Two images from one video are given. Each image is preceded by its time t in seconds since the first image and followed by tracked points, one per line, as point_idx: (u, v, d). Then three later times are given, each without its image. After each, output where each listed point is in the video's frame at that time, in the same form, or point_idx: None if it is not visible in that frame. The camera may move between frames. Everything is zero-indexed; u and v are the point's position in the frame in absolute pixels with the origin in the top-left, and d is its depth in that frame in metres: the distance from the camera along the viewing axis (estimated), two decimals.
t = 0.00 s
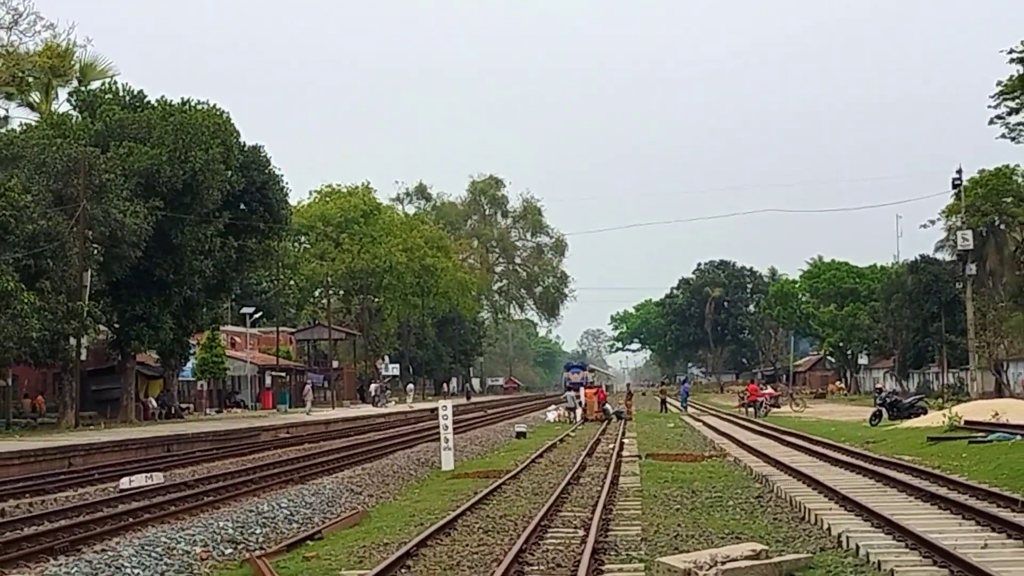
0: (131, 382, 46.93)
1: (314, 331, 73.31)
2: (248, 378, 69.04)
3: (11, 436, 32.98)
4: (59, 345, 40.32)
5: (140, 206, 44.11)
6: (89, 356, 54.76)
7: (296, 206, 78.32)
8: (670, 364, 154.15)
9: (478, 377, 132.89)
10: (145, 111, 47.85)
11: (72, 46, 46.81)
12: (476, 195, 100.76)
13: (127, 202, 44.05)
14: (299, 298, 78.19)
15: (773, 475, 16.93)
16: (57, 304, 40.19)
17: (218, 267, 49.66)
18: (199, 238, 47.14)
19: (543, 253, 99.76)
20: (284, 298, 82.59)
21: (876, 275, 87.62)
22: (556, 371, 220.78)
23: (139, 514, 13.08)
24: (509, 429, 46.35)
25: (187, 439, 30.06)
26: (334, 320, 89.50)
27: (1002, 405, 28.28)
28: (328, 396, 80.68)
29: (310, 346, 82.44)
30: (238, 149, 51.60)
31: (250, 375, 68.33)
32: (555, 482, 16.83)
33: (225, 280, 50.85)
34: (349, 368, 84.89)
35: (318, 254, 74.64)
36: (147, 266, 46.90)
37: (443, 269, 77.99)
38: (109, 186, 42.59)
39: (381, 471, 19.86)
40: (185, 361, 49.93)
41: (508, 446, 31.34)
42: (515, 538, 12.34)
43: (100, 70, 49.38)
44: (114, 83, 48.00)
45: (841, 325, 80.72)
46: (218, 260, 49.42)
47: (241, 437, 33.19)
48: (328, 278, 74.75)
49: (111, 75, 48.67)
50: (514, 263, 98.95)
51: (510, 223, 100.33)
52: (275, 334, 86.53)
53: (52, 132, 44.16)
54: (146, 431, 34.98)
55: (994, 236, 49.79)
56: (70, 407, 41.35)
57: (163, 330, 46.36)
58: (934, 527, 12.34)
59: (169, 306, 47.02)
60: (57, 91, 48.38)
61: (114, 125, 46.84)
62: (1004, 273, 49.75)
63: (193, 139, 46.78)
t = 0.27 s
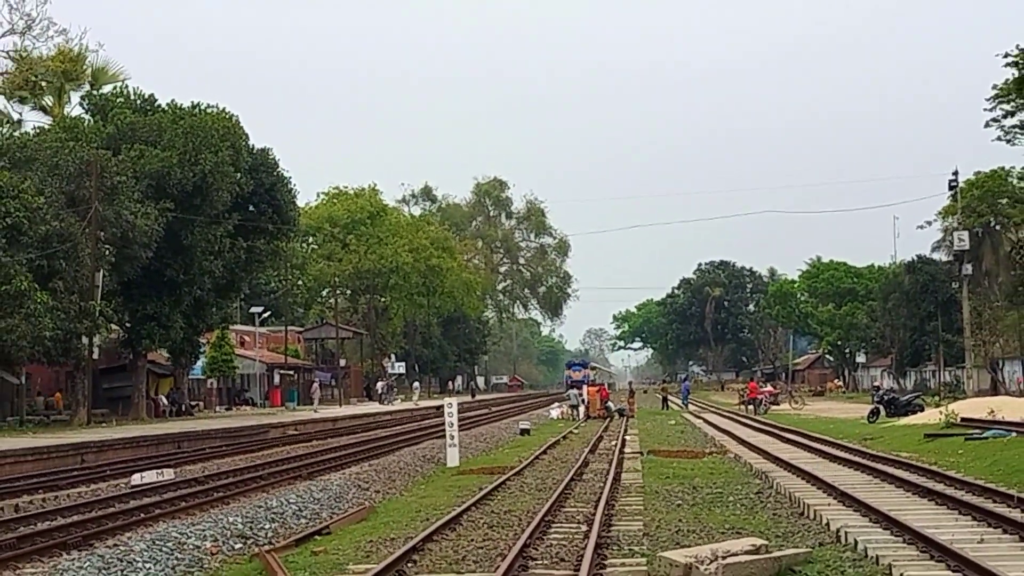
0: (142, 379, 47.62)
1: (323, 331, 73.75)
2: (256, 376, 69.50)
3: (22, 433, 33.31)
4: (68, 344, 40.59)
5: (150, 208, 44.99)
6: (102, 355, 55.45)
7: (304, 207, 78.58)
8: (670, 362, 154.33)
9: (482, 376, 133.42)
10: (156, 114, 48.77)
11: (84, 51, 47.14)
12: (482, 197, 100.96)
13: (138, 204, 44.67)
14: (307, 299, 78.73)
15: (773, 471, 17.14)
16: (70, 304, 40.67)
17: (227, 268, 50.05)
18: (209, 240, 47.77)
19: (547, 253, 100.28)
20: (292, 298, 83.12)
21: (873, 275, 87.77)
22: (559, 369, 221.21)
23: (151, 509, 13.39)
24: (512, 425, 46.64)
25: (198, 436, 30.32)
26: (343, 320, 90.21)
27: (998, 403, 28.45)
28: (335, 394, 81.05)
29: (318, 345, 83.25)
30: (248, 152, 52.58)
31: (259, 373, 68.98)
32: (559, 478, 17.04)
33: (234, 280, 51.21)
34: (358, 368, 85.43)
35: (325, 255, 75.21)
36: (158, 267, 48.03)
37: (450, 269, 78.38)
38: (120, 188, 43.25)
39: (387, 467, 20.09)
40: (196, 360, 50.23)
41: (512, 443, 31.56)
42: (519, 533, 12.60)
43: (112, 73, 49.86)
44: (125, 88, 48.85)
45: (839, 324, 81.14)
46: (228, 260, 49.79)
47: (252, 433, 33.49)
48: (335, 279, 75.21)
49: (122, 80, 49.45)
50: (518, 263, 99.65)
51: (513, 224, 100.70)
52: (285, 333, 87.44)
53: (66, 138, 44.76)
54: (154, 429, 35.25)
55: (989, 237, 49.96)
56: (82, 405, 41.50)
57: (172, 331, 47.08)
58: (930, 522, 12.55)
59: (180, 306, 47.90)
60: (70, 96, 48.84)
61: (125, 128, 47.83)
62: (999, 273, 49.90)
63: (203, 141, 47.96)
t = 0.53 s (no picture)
0: (163, 376, 48.18)
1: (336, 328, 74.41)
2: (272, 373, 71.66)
3: (39, 428, 33.80)
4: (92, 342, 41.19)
5: (171, 210, 45.77)
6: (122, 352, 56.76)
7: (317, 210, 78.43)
8: (672, 360, 154.71)
9: (491, 373, 134.43)
10: (175, 119, 49.61)
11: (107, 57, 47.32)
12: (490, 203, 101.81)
13: (158, 207, 45.40)
14: (321, 297, 79.56)
15: (773, 465, 17.50)
16: (92, 303, 41.47)
17: (244, 268, 50.77)
18: (227, 240, 48.64)
19: (554, 253, 101.01)
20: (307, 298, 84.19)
21: (870, 274, 88.05)
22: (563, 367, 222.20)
23: (170, 502, 13.94)
24: (520, 421, 47.13)
25: (215, 430, 30.71)
26: (356, 320, 91.33)
27: (992, 399, 28.85)
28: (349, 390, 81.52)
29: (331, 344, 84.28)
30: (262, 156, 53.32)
31: (275, 371, 71.70)
32: (565, 472, 17.43)
33: (251, 279, 51.77)
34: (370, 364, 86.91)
35: (339, 255, 75.48)
36: (177, 267, 48.64)
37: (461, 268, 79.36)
38: (141, 191, 44.15)
39: (399, 461, 20.51)
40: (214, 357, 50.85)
41: (520, 437, 31.98)
42: (526, 525, 13.06)
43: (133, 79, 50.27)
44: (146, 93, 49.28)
45: (837, 322, 81.14)
46: (246, 260, 50.44)
47: (266, 429, 33.89)
48: (348, 278, 75.81)
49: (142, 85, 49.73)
50: (524, 263, 100.35)
51: (521, 225, 101.66)
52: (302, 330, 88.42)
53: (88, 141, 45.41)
54: (167, 424, 35.70)
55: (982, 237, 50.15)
56: (104, 401, 42.01)
57: (191, 329, 47.84)
58: (926, 514, 12.95)
59: (198, 305, 48.62)
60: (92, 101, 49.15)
61: (145, 134, 48.56)
62: (992, 273, 50.23)
63: (221, 146, 49.13)
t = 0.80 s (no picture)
0: (192, 371, 49.96)
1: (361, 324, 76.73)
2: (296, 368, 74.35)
3: (63, 424, 34.50)
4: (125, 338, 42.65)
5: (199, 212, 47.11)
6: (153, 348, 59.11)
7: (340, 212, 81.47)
8: (678, 356, 155.44)
9: (504, 370, 136.57)
10: (203, 126, 50.92)
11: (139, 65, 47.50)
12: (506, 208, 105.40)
13: (190, 209, 46.85)
14: (343, 296, 81.09)
15: (775, 457, 18.06)
16: (125, 301, 43.07)
17: (271, 268, 52.69)
18: (254, 241, 50.03)
19: (565, 255, 105.06)
20: (335, 297, 86.10)
21: (868, 273, 88.59)
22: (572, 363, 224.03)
23: (200, 492, 14.82)
24: (532, 414, 48.09)
25: (240, 423, 31.31)
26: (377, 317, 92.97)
27: (986, 393, 29.42)
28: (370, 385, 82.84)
29: (354, 340, 86.32)
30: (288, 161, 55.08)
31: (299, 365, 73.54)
32: (576, 463, 18.03)
33: (276, 278, 53.57)
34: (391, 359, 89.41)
35: (358, 256, 77.05)
36: (205, 267, 50.10)
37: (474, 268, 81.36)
38: (171, 194, 45.70)
39: (416, 453, 21.12)
40: (241, 352, 52.79)
41: (533, 430, 32.65)
42: (539, 514, 13.75)
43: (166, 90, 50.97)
44: (175, 101, 50.72)
45: (835, 320, 82.27)
46: (272, 261, 52.52)
47: (287, 421, 34.52)
48: (371, 278, 77.35)
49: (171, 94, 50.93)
50: (537, 263, 104.19)
51: (534, 227, 105.43)
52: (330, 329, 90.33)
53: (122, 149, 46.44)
54: (187, 418, 36.40)
55: (974, 239, 50.06)
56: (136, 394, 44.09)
57: (220, 326, 49.62)
58: (921, 504, 13.51)
59: (226, 305, 50.21)
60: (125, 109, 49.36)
61: (174, 139, 49.96)
62: (985, 273, 50.35)
63: (250, 154, 50.38)
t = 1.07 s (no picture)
0: (215, 366, 51.54)
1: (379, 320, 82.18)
2: (315, 363, 76.30)
3: (84, 416, 35.19)
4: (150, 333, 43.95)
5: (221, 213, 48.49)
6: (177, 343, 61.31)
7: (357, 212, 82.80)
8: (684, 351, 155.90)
9: (515, 364, 138.22)
10: (225, 129, 52.30)
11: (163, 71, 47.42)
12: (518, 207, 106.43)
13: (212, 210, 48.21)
14: (359, 293, 82.59)
15: (778, 449, 18.51)
16: (150, 298, 44.32)
17: (291, 267, 53.94)
18: (275, 241, 51.13)
19: (575, 253, 106.44)
20: (352, 292, 87.62)
21: (868, 272, 88.91)
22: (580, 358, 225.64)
23: (222, 483, 15.63)
24: (541, 408, 48.72)
25: (262, 416, 31.85)
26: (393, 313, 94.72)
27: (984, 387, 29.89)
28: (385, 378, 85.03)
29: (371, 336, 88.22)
30: (306, 163, 56.31)
31: (317, 361, 76.27)
32: (585, 455, 18.52)
33: (296, 277, 54.74)
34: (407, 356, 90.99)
35: (376, 255, 79.22)
36: (228, 266, 51.48)
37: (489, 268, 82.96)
38: (194, 195, 46.86)
39: (431, 445, 21.64)
40: (263, 348, 53.96)
41: (544, 423, 33.22)
42: (550, 503, 14.29)
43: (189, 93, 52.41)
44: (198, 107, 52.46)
45: (836, 316, 82.23)
46: (290, 259, 53.55)
47: (307, 415, 35.05)
48: (387, 275, 79.43)
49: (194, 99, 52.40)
50: (548, 262, 105.57)
51: (544, 227, 106.64)
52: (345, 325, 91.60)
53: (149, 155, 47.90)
54: (207, 412, 37.06)
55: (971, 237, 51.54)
56: (161, 388, 45.28)
57: (241, 323, 50.82)
58: (920, 494, 13.95)
59: (247, 302, 51.50)
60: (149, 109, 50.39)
61: (198, 143, 51.39)
62: (980, 271, 51.71)
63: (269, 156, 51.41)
